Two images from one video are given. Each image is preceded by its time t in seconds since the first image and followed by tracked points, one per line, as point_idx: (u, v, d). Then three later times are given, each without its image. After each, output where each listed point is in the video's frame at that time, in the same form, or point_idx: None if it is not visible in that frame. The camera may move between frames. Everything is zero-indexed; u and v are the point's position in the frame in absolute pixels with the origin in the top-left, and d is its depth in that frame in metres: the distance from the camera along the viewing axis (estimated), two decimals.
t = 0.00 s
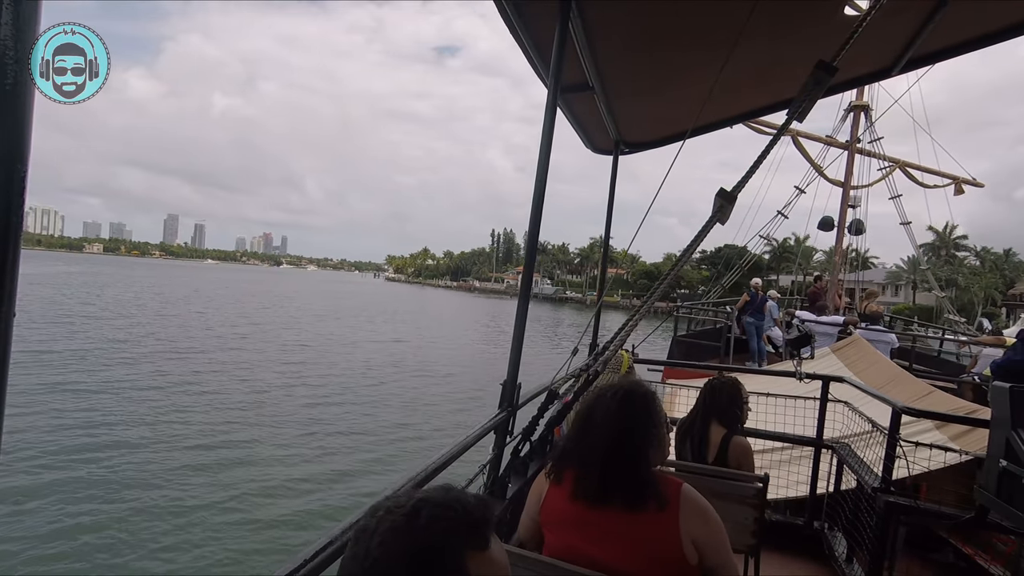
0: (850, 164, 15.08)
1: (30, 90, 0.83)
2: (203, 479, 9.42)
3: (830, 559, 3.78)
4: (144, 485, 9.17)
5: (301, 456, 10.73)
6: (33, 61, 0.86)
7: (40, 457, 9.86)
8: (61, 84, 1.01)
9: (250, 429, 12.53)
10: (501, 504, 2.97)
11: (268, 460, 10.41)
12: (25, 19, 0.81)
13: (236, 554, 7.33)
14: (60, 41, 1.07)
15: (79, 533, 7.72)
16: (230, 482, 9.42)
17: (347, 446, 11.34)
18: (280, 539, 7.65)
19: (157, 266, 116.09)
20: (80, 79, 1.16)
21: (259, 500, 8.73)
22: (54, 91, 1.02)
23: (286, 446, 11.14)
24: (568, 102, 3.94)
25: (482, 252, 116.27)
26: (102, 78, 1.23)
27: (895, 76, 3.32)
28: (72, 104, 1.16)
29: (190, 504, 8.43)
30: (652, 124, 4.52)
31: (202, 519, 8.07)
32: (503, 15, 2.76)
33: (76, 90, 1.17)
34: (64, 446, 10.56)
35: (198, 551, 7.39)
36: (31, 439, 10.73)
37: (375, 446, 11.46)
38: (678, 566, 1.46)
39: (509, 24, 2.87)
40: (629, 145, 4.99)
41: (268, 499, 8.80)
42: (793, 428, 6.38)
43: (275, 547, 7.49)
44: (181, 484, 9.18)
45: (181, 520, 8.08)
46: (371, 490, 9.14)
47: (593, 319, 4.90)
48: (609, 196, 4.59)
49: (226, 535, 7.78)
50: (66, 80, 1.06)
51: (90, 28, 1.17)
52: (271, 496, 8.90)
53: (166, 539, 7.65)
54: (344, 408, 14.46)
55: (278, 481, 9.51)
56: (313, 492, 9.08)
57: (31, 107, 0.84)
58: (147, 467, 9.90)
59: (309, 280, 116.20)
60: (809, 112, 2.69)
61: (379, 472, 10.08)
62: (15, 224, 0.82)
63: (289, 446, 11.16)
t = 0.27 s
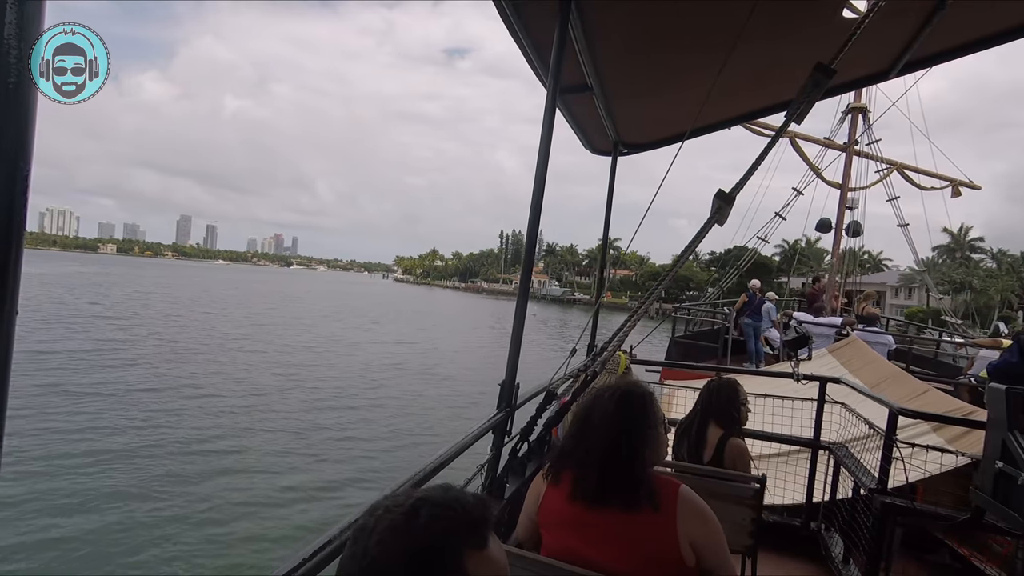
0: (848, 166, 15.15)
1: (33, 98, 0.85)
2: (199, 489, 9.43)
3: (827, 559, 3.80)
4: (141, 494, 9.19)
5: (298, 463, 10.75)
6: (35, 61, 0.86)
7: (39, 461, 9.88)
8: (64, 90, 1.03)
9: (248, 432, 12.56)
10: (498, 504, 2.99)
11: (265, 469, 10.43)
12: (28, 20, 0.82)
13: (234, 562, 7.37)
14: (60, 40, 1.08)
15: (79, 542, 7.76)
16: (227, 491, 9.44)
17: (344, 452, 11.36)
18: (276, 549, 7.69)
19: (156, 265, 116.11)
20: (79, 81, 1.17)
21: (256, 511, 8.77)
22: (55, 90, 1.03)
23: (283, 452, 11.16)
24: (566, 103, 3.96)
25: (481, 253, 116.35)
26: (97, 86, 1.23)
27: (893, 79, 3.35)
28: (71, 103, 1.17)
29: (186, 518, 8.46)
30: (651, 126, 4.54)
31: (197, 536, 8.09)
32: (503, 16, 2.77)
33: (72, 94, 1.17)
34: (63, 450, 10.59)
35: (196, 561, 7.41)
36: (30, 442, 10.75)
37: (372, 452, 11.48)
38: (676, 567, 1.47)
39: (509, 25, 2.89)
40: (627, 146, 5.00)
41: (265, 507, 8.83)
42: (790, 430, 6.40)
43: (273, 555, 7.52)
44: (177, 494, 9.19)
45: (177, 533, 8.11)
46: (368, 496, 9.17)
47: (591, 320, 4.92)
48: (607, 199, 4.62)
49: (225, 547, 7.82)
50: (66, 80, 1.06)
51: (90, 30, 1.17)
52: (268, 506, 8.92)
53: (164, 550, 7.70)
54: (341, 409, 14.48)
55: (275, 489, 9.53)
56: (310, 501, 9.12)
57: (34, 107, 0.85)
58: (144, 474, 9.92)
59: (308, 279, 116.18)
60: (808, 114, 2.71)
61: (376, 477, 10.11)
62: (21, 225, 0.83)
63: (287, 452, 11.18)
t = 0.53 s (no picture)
0: (846, 165, 15.17)
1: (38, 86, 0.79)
2: (195, 497, 9.39)
3: (827, 559, 3.79)
4: (138, 501, 9.15)
5: (296, 468, 10.71)
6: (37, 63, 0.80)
7: (36, 467, 9.85)
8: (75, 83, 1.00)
9: (246, 437, 12.53)
10: (498, 504, 2.98)
11: (262, 475, 10.38)
12: (34, 19, 0.76)
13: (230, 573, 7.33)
14: (64, 41, 1.03)
15: (75, 552, 7.72)
16: (224, 499, 9.42)
17: (342, 456, 11.33)
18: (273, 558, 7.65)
19: (154, 266, 115.90)
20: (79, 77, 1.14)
21: (253, 520, 8.75)
22: (55, 91, 0.98)
23: (281, 457, 11.12)
24: (565, 104, 3.94)
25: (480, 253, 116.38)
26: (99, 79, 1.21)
27: (890, 79, 3.34)
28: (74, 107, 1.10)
29: (181, 530, 8.41)
30: (649, 126, 4.52)
31: (191, 547, 8.05)
32: (501, 17, 2.75)
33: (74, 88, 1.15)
34: (60, 455, 10.55)
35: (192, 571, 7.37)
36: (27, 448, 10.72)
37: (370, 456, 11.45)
38: (676, 567, 1.46)
39: (507, 26, 2.87)
40: (626, 146, 4.99)
41: (262, 515, 8.80)
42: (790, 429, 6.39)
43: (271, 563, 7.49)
44: (173, 502, 9.14)
45: (173, 544, 8.08)
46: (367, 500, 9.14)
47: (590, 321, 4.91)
48: (606, 199, 4.60)
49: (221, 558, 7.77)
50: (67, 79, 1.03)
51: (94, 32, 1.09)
52: (265, 513, 8.89)
53: (160, 563, 7.66)
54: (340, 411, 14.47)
55: (273, 495, 9.50)
56: (307, 508, 9.08)
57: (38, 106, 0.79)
58: (140, 481, 9.88)
59: (307, 280, 116.07)
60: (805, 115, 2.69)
61: (374, 481, 10.07)
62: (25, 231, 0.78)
63: (285, 457, 11.14)
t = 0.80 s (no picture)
0: (850, 164, 15.10)
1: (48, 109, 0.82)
2: (196, 497, 9.35)
3: (830, 560, 3.74)
4: (138, 504, 9.11)
5: (297, 471, 10.68)
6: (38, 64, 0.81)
7: (36, 471, 9.83)
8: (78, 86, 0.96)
9: (249, 438, 12.52)
10: (500, 506, 2.94)
11: (263, 477, 10.34)
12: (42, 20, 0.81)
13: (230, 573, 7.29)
14: (65, 37, 0.91)
15: (73, 552, 7.67)
16: (224, 499, 9.37)
17: (344, 460, 11.28)
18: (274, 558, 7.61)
19: (156, 268, 116.01)
20: (78, 83, 1.03)
21: (253, 519, 8.69)
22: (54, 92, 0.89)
23: (282, 460, 11.09)
24: (566, 105, 3.92)
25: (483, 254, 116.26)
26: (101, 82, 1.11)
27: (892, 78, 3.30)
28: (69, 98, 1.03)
29: (182, 527, 8.38)
30: (650, 126, 4.49)
31: (191, 544, 8.00)
32: (501, 19, 2.73)
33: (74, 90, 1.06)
34: (61, 459, 10.53)
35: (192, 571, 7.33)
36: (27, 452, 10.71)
37: (371, 460, 11.41)
38: (678, 568, 1.43)
39: (507, 27, 2.84)
40: (627, 147, 4.96)
41: (263, 516, 8.75)
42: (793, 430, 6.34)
43: (271, 564, 7.45)
44: (174, 503, 9.11)
45: (173, 541, 8.02)
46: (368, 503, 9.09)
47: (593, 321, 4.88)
48: (608, 199, 4.58)
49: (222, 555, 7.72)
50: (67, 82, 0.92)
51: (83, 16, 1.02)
52: (265, 514, 8.86)
53: (161, 559, 7.60)
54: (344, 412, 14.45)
55: (274, 497, 9.48)
56: (307, 510, 9.03)
57: (47, 120, 0.82)
58: (141, 484, 9.85)
59: (309, 281, 116.10)
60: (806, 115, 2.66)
61: (375, 483, 10.02)
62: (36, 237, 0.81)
63: (286, 460, 11.11)
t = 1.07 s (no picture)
0: (858, 163, 14.99)
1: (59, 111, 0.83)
2: (201, 500, 9.35)
3: (840, 562, 3.68)
4: (143, 506, 9.12)
5: (302, 474, 10.68)
6: (45, 69, 0.80)
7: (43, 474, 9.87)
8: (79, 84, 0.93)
9: (256, 440, 12.55)
10: (506, 507, 2.91)
11: (268, 480, 10.34)
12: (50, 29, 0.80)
13: None
14: (62, 34, 0.81)
15: (78, 555, 7.67)
16: (229, 501, 9.37)
17: (348, 462, 11.26)
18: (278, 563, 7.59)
19: (163, 270, 116.61)
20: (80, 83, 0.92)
21: (258, 522, 8.68)
22: (55, 96, 0.82)
23: (287, 462, 11.08)
24: (571, 105, 3.89)
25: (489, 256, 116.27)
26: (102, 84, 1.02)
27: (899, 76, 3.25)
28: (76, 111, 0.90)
29: (185, 534, 8.35)
30: (656, 126, 4.45)
31: (196, 549, 7.98)
32: (505, 20, 2.69)
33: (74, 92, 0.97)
34: (67, 462, 10.56)
35: None
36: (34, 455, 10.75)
37: (376, 463, 11.39)
38: (684, 568, 1.39)
39: (511, 29, 2.80)
40: (632, 147, 4.92)
41: (270, 519, 8.78)
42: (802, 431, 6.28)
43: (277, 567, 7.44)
44: (178, 508, 9.11)
45: (176, 548, 8.00)
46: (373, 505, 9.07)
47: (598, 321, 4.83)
48: (613, 199, 4.55)
49: (225, 560, 7.70)
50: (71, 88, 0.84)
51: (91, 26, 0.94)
52: (270, 517, 8.85)
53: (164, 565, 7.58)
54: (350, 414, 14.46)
55: (280, 499, 9.48)
56: (312, 513, 9.02)
57: (57, 123, 0.83)
58: (147, 486, 9.86)
59: (314, 282, 116.37)
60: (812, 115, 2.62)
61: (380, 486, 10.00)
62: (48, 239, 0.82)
63: (291, 462, 11.11)
